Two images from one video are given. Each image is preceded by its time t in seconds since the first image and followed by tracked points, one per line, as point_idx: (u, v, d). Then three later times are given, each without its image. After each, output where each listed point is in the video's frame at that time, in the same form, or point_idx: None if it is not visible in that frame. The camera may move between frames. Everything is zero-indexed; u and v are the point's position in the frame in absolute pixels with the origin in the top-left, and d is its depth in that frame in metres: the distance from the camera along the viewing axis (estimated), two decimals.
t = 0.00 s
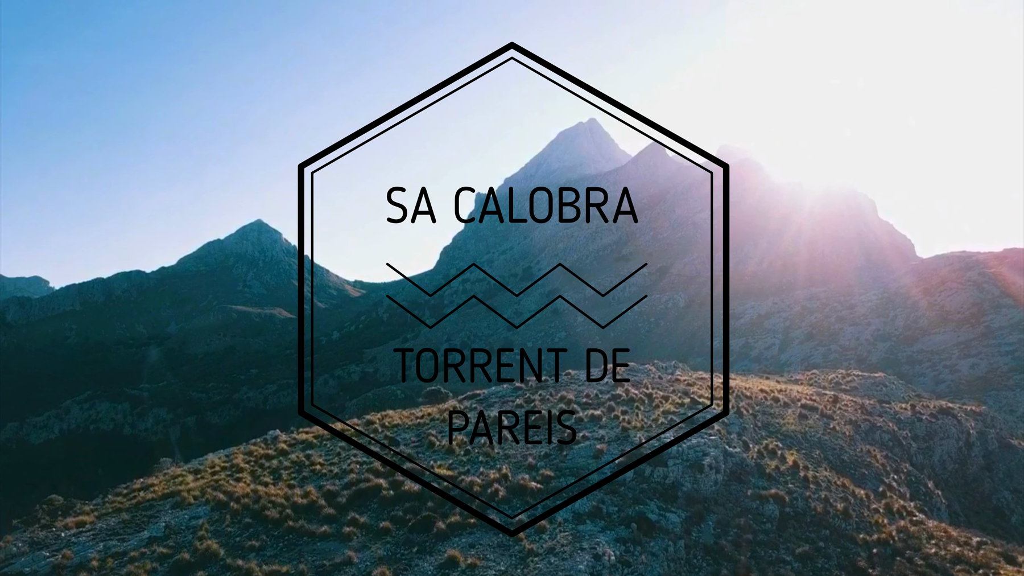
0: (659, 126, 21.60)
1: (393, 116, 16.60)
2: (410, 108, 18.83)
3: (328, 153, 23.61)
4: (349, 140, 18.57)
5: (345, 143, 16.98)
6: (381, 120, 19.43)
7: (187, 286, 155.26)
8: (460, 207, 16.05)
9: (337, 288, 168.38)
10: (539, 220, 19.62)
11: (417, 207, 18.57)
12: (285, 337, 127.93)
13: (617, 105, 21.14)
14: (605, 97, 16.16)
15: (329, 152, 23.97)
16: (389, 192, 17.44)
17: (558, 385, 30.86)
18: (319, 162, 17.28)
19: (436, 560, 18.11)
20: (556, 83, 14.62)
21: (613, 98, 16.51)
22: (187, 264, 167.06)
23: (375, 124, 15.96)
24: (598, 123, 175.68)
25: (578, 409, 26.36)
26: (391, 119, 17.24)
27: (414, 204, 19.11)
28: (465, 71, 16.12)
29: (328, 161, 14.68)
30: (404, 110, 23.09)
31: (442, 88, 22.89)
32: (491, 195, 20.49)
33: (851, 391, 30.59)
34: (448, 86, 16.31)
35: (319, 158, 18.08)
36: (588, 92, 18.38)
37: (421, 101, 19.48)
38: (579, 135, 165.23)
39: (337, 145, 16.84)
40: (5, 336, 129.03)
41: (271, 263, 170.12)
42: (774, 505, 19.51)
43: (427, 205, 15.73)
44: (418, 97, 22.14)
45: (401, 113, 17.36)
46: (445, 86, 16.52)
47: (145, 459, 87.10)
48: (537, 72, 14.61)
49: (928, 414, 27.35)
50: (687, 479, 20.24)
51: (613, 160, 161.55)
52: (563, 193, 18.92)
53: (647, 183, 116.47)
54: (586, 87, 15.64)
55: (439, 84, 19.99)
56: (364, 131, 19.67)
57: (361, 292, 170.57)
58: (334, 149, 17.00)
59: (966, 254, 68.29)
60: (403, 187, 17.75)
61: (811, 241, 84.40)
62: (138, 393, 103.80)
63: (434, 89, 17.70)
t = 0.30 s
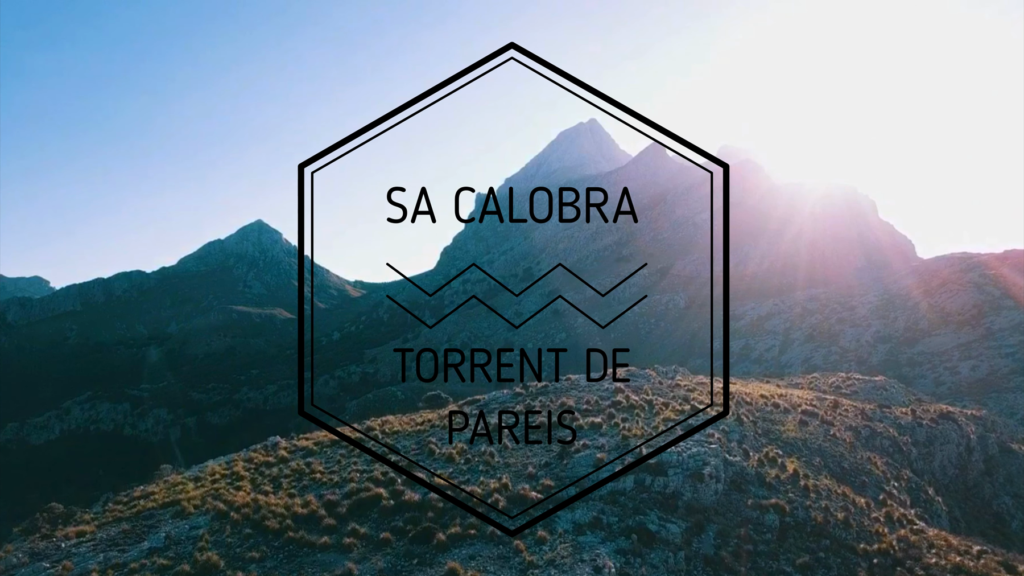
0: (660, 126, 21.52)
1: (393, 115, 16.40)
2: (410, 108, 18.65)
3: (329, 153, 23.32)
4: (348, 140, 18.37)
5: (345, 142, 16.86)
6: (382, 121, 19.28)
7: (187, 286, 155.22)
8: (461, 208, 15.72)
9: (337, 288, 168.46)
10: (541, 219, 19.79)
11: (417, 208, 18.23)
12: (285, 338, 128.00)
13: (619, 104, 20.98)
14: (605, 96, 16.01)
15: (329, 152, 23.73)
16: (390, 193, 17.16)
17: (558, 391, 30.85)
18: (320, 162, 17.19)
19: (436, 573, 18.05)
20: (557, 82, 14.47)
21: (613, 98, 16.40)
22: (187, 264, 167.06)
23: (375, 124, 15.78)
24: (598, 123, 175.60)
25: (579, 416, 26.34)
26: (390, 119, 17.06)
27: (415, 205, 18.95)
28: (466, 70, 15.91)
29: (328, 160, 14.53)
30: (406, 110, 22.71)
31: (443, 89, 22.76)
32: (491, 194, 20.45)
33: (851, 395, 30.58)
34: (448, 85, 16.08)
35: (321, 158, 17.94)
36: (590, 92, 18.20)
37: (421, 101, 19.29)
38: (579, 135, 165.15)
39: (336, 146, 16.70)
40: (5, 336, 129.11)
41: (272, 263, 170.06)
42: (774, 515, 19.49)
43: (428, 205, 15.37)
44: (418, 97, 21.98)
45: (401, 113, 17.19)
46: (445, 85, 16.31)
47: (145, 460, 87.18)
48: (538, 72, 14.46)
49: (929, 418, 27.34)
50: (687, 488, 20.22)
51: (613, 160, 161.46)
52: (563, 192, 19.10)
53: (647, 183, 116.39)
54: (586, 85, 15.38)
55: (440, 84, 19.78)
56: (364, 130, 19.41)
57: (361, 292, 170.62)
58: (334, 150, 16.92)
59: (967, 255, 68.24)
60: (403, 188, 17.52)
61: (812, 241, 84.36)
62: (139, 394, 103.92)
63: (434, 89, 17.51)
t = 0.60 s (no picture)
0: (658, 126, 22.05)
1: (393, 115, 17.09)
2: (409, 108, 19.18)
3: (330, 152, 24.20)
4: (349, 140, 19.05)
5: (346, 142, 17.45)
6: (382, 120, 19.81)
7: (187, 286, 155.24)
8: (460, 206, 16.81)
9: (337, 288, 168.58)
10: (540, 220, 19.07)
11: (418, 206, 18.94)
12: (286, 338, 128.02)
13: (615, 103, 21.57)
14: (605, 97, 16.32)
15: (331, 151, 24.49)
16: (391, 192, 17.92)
17: (559, 396, 30.80)
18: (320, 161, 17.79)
19: None
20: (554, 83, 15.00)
21: (613, 98, 16.72)
22: (187, 264, 167.17)
23: (376, 124, 16.40)
24: (599, 123, 175.46)
25: (579, 424, 26.27)
26: (390, 118, 17.65)
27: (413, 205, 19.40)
28: (465, 70, 16.50)
29: (329, 161, 15.42)
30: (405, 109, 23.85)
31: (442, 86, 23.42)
32: (489, 194, 19.72)
33: (852, 400, 30.56)
34: (447, 86, 16.74)
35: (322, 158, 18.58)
36: (587, 91, 18.67)
37: (421, 100, 19.91)
38: (579, 134, 165.01)
39: (338, 145, 17.30)
40: (5, 337, 129.33)
41: (272, 264, 170.07)
42: (774, 525, 19.45)
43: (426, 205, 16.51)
44: (417, 97, 22.59)
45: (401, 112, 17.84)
46: (444, 87, 16.95)
47: (145, 461, 87.21)
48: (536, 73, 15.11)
49: (929, 423, 27.30)
50: (687, 498, 20.21)
51: (613, 160, 161.38)
52: (563, 191, 18.37)
53: (648, 183, 116.29)
54: (584, 87, 16.07)
55: (439, 83, 20.28)
56: (364, 131, 20.11)
57: (362, 293, 170.63)
58: (336, 149, 17.40)
59: (968, 257, 68.19)
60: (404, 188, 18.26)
61: (812, 242, 84.29)
62: (139, 394, 104.00)
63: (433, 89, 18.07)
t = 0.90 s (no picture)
0: (660, 127, 21.69)
1: (393, 115, 16.60)
2: (409, 108, 18.65)
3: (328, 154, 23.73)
4: (347, 141, 18.49)
5: (344, 141, 16.91)
6: (381, 121, 19.29)
7: (188, 286, 155.18)
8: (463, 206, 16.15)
9: (337, 288, 168.64)
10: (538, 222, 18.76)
11: (416, 207, 18.56)
12: (286, 339, 127.92)
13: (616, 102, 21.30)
14: (606, 96, 15.87)
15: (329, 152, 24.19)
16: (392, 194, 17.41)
17: (559, 402, 30.78)
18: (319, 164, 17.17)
19: None
20: (557, 83, 14.46)
21: (613, 98, 16.21)
22: (188, 264, 167.14)
23: (375, 125, 15.84)
24: (599, 123, 175.15)
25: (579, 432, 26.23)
26: (389, 118, 17.23)
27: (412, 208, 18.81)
28: (466, 70, 16.02)
29: (328, 160, 14.58)
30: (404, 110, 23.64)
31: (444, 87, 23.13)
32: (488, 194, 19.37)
33: (851, 404, 30.51)
34: (448, 86, 16.26)
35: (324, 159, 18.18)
36: (590, 91, 18.20)
37: (421, 101, 19.42)
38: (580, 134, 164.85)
39: (335, 146, 16.72)
40: (5, 337, 129.37)
41: (272, 264, 169.99)
42: (774, 535, 19.41)
43: (428, 205, 15.49)
44: (416, 97, 22.14)
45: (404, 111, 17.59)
46: (444, 86, 16.42)
47: (145, 462, 87.31)
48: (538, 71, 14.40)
49: (930, 428, 27.26)
50: (687, 508, 20.18)
51: (613, 160, 161.27)
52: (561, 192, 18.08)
53: (648, 183, 116.13)
54: (586, 85, 15.56)
55: (440, 83, 19.85)
56: (362, 132, 19.71)
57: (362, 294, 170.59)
58: (334, 150, 16.85)
59: (969, 258, 68.16)
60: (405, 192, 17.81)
61: (813, 243, 84.17)
62: (139, 395, 104.03)
63: (433, 89, 17.57)
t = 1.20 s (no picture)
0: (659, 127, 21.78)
1: (393, 114, 16.89)
2: (410, 107, 18.87)
3: (330, 152, 24.01)
4: (348, 140, 18.78)
5: (346, 141, 17.20)
6: (382, 120, 19.56)
7: (188, 287, 155.20)
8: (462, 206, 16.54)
9: (337, 288, 168.61)
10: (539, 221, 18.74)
11: (417, 206, 18.78)
12: (286, 340, 127.95)
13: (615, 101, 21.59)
14: (604, 95, 16.02)
15: (330, 152, 24.34)
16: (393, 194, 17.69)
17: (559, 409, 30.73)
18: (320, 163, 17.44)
19: None
20: (556, 82, 14.72)
21: (612, 98, 16.31)
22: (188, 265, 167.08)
23: (376, 124, 16.14)
24: (599, 123, 174.99)
25: (580, 440, 26.19)
26: (390, 118, 17.49)
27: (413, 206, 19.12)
28: (465, 70, 16.26)
29: (329, 160, 14.94)
30: (405, 109, 23.89)
31: (445, 85, 23.36)
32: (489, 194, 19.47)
33: (851, 409, 30.50)
34: (448, 85, 16.52)
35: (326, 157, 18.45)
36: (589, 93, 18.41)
37: (422, 100, 19.65)
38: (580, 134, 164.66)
39: (337, 145, 17.03)
40: (6, 338, 129.44)
41: (273, 264, 169.88)
42: (774, 545, 19.36)
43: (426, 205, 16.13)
44: (418, 97, 22.39)
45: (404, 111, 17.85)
46: (445, 86, 16.80)
47: (145, 464, 87.36)
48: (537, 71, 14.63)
49: (930, 433, 27.22)
50: (688, 518, 20.14)
51: (613, 160, 161.07)
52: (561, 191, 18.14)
53: (648, 183, 116.00)
54: (585, 86, 15.82)
55: (440, 82, 20.07)
56: (364, 131, 19.96)
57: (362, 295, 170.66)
58: (335, 149, 17.13)
59: (969, 260, 68.05)
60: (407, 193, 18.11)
61: (813, 244, 84.06)
62: (139, 396, 104.11)
63: (433, 89, 17.79)
